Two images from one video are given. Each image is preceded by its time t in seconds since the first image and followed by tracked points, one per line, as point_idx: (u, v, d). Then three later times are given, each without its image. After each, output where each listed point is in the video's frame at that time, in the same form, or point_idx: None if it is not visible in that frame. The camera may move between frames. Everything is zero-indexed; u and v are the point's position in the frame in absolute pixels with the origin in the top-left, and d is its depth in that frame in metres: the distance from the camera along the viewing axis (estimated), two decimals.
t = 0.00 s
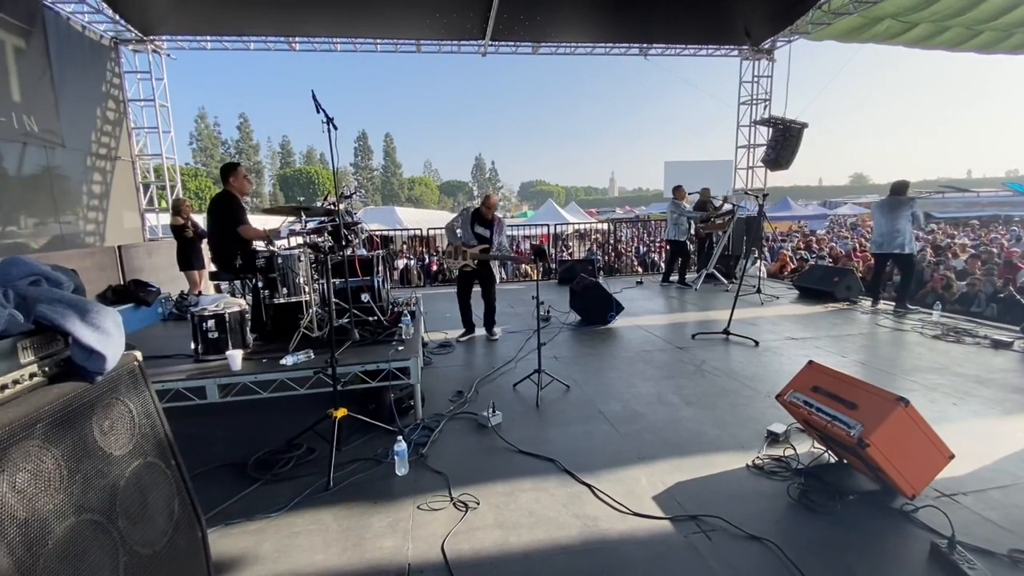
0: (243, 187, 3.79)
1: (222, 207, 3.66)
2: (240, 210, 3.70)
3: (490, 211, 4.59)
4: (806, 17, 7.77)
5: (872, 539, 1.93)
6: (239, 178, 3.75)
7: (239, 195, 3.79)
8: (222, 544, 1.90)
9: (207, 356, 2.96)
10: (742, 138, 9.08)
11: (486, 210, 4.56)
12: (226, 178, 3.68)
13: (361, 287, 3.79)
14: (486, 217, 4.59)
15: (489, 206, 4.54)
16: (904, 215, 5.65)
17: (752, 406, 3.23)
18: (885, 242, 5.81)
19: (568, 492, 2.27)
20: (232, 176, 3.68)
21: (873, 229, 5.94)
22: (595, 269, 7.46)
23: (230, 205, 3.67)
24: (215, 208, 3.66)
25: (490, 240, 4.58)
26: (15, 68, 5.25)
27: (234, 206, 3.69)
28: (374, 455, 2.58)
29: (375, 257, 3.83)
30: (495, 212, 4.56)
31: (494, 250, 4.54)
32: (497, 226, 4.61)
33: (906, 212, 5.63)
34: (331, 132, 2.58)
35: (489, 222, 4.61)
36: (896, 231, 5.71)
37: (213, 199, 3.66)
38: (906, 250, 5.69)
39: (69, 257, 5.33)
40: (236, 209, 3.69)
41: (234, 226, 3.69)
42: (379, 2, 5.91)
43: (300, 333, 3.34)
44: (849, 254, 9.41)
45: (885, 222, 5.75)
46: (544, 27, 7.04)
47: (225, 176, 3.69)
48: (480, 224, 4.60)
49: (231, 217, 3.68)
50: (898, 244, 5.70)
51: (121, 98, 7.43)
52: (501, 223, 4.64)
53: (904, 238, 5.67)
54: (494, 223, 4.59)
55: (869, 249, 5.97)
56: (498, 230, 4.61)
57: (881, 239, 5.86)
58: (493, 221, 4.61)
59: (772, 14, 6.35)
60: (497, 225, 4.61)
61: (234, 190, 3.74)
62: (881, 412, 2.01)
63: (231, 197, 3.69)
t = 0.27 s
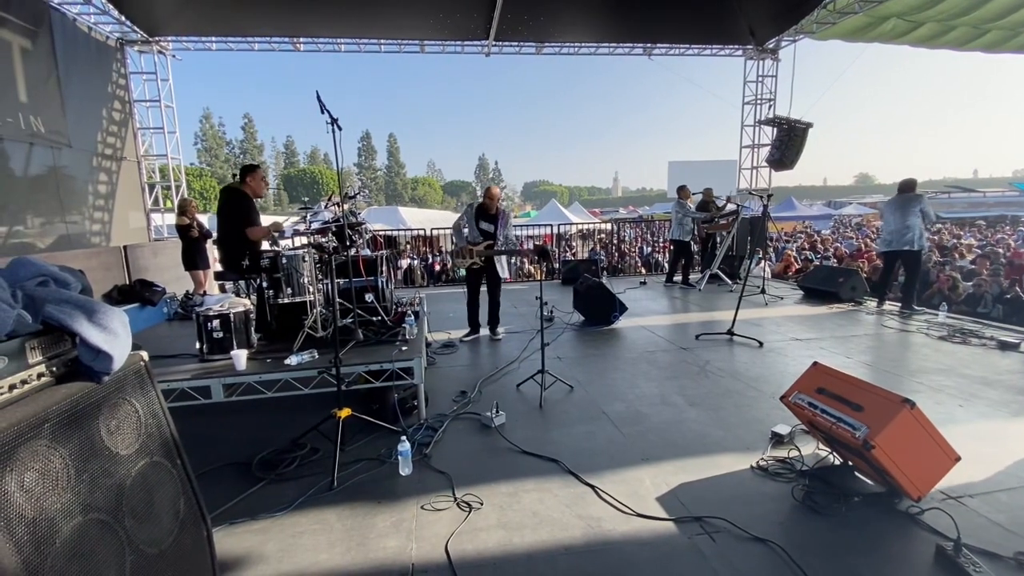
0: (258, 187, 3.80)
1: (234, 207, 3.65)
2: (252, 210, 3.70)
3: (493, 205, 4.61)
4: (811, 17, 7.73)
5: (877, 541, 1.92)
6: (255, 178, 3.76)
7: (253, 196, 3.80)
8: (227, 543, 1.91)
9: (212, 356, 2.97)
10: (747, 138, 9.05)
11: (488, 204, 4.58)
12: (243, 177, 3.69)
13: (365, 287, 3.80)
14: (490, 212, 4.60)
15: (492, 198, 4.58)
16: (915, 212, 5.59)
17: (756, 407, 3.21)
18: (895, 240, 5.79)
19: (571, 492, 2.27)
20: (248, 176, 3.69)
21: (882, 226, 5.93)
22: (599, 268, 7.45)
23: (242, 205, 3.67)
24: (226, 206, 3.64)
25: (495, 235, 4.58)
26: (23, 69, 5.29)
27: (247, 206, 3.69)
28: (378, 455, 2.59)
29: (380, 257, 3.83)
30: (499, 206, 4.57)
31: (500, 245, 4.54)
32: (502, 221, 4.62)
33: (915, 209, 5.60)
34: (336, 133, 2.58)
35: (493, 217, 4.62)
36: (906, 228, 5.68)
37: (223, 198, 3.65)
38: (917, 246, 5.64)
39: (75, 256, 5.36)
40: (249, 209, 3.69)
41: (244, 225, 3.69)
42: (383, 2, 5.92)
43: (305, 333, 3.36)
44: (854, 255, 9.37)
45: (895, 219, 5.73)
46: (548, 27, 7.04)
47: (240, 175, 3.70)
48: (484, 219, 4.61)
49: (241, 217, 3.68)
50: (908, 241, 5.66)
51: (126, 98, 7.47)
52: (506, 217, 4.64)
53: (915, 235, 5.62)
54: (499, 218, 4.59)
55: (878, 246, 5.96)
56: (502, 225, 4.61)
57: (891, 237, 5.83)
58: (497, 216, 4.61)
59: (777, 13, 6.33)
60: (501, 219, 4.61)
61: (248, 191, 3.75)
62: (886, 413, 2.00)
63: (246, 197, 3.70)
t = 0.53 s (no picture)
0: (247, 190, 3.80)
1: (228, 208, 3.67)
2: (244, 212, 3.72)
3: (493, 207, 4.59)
4: (812, 17, 7.72)
5: (879, 542, 1.91)
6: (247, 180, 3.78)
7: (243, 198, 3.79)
8: (228, 543, 1.91)
9: (212, 356, 2.98)
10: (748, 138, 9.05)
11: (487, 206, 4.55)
12: (233, 180, 3.71)
13: (366, 287, 3.81)
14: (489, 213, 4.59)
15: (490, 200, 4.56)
16: (920, 213, 5.60)
17: (757, 407, 3.21)
18: (900, 243, 5.78)
19: (572, 492, 2.26)
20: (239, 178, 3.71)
21: (889, 228, 5.94)
22: (599, 269, 7.44)
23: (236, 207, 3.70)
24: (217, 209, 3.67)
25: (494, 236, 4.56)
26: (24, 70, 5.30)
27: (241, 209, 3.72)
28: (378, 455, 2.59)
29: (380, 257, 3.83)
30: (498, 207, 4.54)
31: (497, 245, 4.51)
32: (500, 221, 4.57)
33: (921, 210, 5.59)
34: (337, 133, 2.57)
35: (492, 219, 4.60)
36: (911, 230, 5.66)
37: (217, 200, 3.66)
38: (921, 249, 5.62)
39: (76, 257, 5.36)
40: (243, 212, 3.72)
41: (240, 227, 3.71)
42: (384, 2, 5.92)
43: (305, 333, 3.36)
44: (855, 255, 9.35)
45: (900, 221, 5.73)
46: (548, 28, 7.04)
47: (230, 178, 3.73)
48: (484, 221, 4.61)
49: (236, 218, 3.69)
50: (912, 243, 5.64)
51: (127, 99, 7.49)
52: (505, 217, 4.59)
53: (920, 237, 5.61)
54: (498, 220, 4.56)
55: (885, 247, 5.96)
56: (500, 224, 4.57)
57: (897, 241, 5.82)
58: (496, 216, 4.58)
59: (777, 13, 6.32)
60: (500, 220, 4.57)
61: (238, 193, 3.76)
62: (887, 413, 2.00)
63: (235, 199, 3.70)
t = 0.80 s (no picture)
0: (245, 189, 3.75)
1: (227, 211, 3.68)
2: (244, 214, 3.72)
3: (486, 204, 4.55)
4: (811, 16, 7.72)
5: (878, 541, 1.91)
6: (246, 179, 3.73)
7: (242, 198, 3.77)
8: (226, 544, 1.91)
9: (211, 356, 2.98)
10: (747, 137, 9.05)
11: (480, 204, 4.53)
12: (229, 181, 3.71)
13: (365, 288, 3.80)
14: (483, 211, 4.57)
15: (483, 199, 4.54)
16: (916, 211, 5.58)
17: (755, 406, 3.22)
18: (894, 240, 5.82)
19: (571, 492, 2.26)
20: (237, 179, 3.66)
21: (885, 225, 5.96)
22: (599, 268, 7.44)
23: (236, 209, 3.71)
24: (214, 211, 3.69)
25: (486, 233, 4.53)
26: (23, 71, 5.30)
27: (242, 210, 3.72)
28: (377, 455, 2.59)
29: (379, 258, 3.83)
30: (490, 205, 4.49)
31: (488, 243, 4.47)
32: (494, 218, 4.53)
33: (919, 209, 5.57)
34: (335, 132, 2.57)
35: (486, 217, 4.55)
36: (906, 229, 5.68)
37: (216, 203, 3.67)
38: (915, 248, 5.64)
39: (75, 257, 5.35)
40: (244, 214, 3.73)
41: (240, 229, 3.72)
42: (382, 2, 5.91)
43: (304, 333, 3.35)
44: (854, 254, 9.35)
45: (897, 219, 5.74)
46: (547, 28, 7.03)
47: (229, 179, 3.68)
48: (479, 220, 4.59)
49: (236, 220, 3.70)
50: (907, 242, 5.67)
51: (126, 99, 7.47)
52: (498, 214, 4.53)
53: (914, 236, 5.63)
54: (490, 217, 4.51)
55: (880, 245, 6.00)
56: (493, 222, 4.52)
57: (892, 238, 5.85)
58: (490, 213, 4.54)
59: (776, 12, 6.32)
60: (493, 217, 4.52)
61: (236, 194, 3.74)
62: (886, 412, 2.00)
63: (231, 201, 3.70)
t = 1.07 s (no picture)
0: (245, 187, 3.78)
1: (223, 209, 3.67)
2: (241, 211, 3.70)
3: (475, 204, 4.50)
4: (807, 16, 7.75)
5: (875, 540, 1.91)
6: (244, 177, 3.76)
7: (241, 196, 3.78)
8: (223, 545, 1.90)
9: (208, 357, 2.97)
10: (744, 137, 9.06)
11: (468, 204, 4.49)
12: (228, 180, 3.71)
13: (362, 288, 3.79)
14: (472, 211, 4.52)
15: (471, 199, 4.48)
16: (910, 213, 5.61)
17: (753, 406, 3.22)
18: (888, 240, 5.83)
19: (569, 492, 2.26)
20: (234, 176, 3.69)
21: (878, 225, 5.95)
22: (596, 268, 7.44)
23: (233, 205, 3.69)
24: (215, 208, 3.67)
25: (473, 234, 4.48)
26: (19, 71, 5.28)
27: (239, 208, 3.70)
28: (375, 456, 2.58)
29: (376, 258, 3.83)
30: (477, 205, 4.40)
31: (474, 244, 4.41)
32: (482, 218, 4.46)
33: (913, 211, 5.59)
34: (331, 132, 2.56)
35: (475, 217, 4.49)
36: (900, 230, 5.69)
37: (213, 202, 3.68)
38: (909, 250, 5.66)
39: (71, 258, 5.34)
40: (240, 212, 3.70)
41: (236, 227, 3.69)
42: (379, 2, 5.90)
43: (301, 334, 3.34)
44: (852, 254, 9.37)
45: (891, 220, 5.75)
46: (545, 27, 7.03)
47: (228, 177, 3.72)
48: (468, 220, 4.54)
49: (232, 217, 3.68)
50: (900, 244, 5.68)
51: (122, 100, 7.45)
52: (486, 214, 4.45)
53: (908, 238, 5.64)
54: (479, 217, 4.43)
55: (874, 245, 5.99)
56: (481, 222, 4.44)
57: (885, 237, 5.87)
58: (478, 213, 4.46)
59: (774, 12, 6.33)
60: (481, 217, 4.45)
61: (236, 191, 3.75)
62: (882, 411, 2.00)
63: (233, 197, 3.70)
